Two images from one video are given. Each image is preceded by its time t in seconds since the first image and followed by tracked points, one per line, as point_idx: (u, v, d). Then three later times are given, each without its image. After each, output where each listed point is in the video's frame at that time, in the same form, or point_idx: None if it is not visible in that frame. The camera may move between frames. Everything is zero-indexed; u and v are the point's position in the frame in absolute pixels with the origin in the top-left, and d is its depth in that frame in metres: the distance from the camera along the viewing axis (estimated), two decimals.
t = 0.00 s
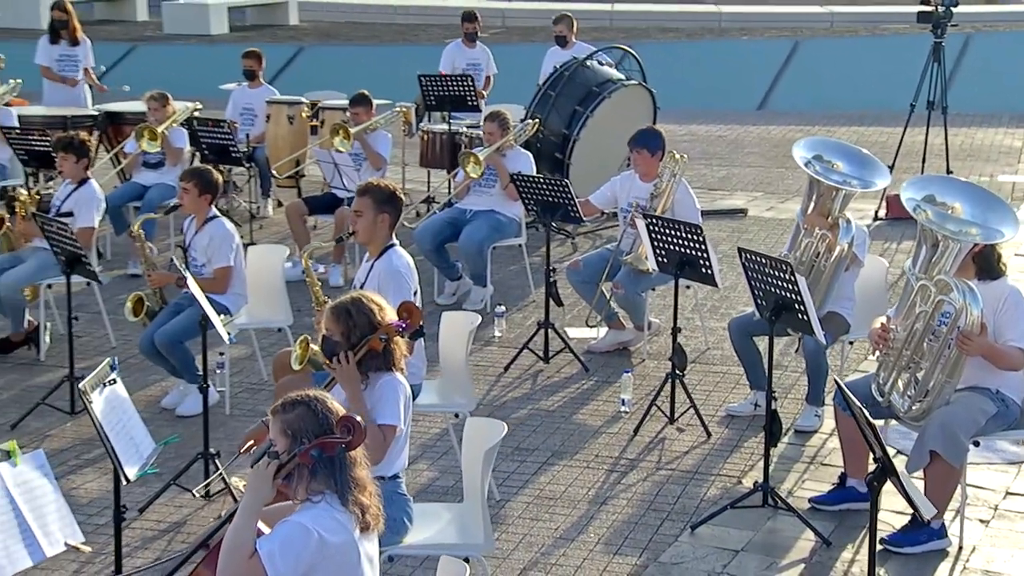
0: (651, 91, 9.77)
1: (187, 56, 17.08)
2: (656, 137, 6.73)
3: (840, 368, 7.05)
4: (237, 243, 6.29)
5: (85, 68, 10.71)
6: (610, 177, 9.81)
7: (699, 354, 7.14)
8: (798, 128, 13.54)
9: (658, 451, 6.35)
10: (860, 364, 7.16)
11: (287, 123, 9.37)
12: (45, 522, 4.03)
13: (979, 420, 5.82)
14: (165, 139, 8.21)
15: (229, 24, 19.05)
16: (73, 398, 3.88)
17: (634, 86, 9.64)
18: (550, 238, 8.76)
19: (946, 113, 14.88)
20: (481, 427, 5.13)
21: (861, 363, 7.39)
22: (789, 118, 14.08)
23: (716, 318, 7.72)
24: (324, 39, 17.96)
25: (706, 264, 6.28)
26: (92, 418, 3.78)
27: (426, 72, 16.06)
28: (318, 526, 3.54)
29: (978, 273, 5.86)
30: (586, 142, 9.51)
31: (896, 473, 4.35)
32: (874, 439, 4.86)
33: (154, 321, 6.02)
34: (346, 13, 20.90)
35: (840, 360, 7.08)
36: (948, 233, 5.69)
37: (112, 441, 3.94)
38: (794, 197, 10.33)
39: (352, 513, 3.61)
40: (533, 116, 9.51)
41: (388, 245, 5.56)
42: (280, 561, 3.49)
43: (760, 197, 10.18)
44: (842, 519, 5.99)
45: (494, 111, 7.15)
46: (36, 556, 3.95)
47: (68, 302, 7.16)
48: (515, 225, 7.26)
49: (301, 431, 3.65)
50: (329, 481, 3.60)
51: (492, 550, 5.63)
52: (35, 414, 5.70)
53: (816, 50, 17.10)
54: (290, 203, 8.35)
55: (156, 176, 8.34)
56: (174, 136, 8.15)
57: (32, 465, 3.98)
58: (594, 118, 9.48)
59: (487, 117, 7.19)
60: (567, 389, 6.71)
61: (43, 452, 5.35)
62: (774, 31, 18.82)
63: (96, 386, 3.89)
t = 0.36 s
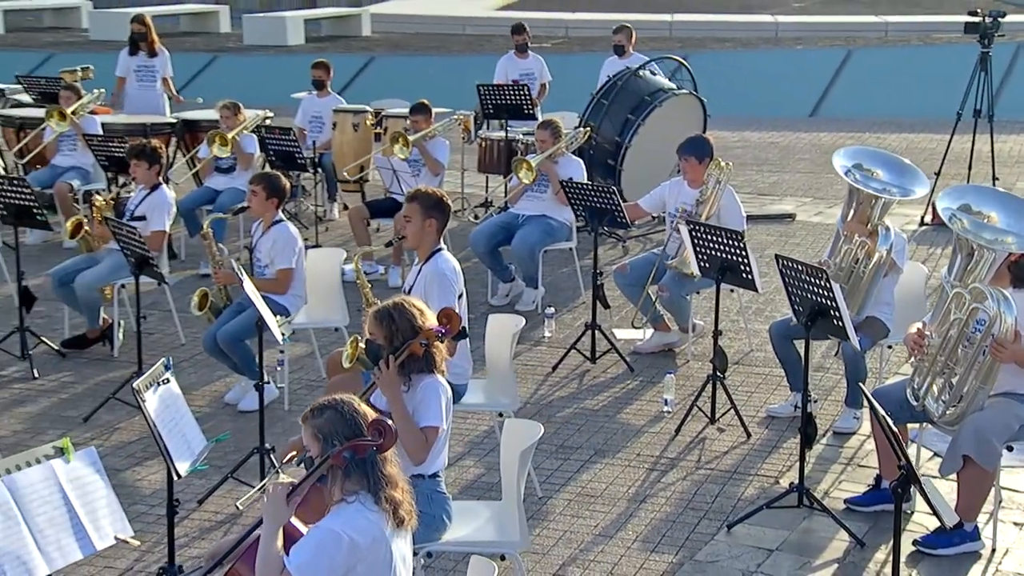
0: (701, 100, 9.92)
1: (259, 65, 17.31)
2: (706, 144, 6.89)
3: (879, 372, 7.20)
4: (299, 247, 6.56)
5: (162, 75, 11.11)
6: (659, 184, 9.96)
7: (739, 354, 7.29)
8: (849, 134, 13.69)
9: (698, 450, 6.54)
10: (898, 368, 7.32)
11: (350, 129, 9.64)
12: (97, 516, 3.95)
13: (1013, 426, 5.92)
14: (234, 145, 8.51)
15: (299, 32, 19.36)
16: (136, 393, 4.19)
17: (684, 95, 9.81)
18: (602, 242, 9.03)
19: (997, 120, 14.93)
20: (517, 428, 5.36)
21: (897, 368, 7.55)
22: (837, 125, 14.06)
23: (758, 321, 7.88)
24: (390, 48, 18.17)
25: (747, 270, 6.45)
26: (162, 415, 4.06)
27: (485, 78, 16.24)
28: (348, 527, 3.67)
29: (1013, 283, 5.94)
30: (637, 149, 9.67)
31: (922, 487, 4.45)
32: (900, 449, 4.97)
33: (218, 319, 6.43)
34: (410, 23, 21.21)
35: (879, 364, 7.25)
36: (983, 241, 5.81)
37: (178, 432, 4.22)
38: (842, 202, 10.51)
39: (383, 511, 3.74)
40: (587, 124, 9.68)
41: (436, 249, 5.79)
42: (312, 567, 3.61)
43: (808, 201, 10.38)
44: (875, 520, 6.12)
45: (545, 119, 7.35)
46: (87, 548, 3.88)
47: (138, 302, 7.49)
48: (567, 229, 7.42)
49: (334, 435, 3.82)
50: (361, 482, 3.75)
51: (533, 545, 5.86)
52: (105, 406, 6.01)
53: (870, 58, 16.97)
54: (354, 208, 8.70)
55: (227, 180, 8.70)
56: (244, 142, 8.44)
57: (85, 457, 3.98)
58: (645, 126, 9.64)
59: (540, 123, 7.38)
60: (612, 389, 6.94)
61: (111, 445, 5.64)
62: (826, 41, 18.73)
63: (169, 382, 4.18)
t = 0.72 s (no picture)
0: (744, 108, 10.08)
1: (330, 80, 17.62)
2: (745, 150, 7.01)
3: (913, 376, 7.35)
4: (354, 251, 6.71)
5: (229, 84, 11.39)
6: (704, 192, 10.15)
7: (776, 359, 7.45)
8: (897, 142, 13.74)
9: (732, 451, 6.74)
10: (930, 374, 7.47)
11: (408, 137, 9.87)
12: (139, 512, 4.12)
13: None
14: (296, 152, 8.92)
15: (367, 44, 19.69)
16: (190, 391, 4.58)
17: (729, 103, 10.01)
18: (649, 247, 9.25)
19: None
20: (549, 430, 5.59)
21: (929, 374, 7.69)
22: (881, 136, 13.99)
23: (797, 327, 8.03)
24: (452, 58, 18.42)
25: (781, 276, 6.61)
26: (214, 419, 4.32)
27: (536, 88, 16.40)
28: (372, 527, 3.84)
29: None
30: (682, 156, 9.86)
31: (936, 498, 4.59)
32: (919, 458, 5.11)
33: (274, 319, 6.75)
34: (472, 33, 21.42)
35: (912, 369, 7.40)
36: (1012, 252, 5.88)
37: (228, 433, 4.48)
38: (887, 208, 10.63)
39: (406, 513, 3.91)
40: (634, 131, 9.90)
41: (475, 253, 6.03)
42: (335, 567, 3.80)
43: (853, 207, 10.51)
44: (905, 523, 6.25)
45: (592, 127, 7.51)
46: (129, 543, 4.05)
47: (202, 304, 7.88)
48: (611, 235, 7.55)
49: (364, 437, 4.00)
50: (386, 484, 3.92)
51: (568, 541, 6.09)
52: (167, 402, 6.39)
53: (919, 66, 16.83)
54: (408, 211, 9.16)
55: (289, 184, 9.08)
56: (306, 149, 8.85)
57: (130, 455, 4.14)
58: (691, 133, 9.84)
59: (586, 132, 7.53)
60: (651, 390, 7.16)
61: (169, 440, 6.02)
62: (877, 50, 18.67)
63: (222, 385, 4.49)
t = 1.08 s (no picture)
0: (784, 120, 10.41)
1: (393, 88, 17.99)
2: (783, 159, 7.16)
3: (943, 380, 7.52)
4: (402, 258, 6.91)
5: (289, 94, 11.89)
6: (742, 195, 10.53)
7: (808, 365, 7.62)
8: (943, 151, 13.87)
9: (763, 451, 6.93)
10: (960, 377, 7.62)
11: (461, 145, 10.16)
12: (174, 508, 4.48)
13: None
14: (352, 160, 9.29)
15: (427, 55, 20.05)
16: (233, 390, 4.95)
17: (768, 112, 10.33)
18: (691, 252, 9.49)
19: None
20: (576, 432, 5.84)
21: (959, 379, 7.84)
22: (921, 148, 14.05)
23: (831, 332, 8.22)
24: (508, 68, 18.71)
25: (812, 282, 6.78)
26: (256, 423, 4.63)
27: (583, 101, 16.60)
28: (391, 528, 4.06)
29: None
30: (723, 164, 10.24)
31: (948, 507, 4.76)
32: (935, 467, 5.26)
33: (323, 321, 6.98)
34: (532, 43, 21.74)
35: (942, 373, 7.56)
36: None
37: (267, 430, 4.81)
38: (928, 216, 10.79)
39: (426, 515, 4.12)
40: (678, 140, 10.24)
41: (507, 258, 6.38)
42: (354, 565, 4.01)
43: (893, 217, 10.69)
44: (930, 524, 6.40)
45: (634, 136, 7.67)
46: (165, 537, 4.40)
47: (259, 305, 8.26)
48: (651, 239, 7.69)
49: (387, 441, 4.22)
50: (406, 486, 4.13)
51: (598, 537, 6.34)
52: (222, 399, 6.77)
53: (961, 77, 16.93)
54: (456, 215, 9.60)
55: (346, 191, 9.48)
56: (360, 156, 9.22)
57: (166, 455, 4.51)
58: (731, 142, 10.19)
59: (628, 140, 7.69)
60: (686, 391, 7.38)
61: (222, 434, 6.40)
62: (925, 60, 18.86)
63: (261, 386, 4.85)
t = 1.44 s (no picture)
0: (824, 129, 10.55)
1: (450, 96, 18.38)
2: (819, 168, 7.23)
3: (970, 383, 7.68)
4: (447, 264, 7.16)
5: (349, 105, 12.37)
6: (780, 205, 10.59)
7: (837, 368, 7.79)
8: (979, 158, 14.14)
9: (792, 453, 7.12)
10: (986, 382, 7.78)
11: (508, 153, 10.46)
12: (211, 506, 4.84)
13: None
14: (403, 166, 9.71)
15: (484, 65, 20.45)
16: (271, 391, 5.27)
17: (807, 121, 10.44)
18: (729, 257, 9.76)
19: None
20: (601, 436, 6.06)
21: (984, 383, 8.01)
22: (946, 156, 14.37)
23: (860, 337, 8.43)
24: (561, 77, 19.07)
25: (840, 288, 6.95)
26: (291, 425, 4.94)
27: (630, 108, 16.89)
28: (407, 529, 4.09)
29: None
30: (762, 172, 10.30)
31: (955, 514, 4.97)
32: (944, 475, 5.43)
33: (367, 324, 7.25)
34: (586, 52, 22.11)
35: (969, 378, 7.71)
36: None
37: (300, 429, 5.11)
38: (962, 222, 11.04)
39: (444, 516, 4.15)
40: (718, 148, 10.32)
41: (538, 264, 6.72)
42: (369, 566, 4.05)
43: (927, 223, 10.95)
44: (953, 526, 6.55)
45: (672, 145, 7.91)
46: (201, 533, 4.76)
47: (313, 305, 8.66)
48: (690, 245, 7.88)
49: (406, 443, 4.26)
50: (425, 488, 4.17)
51: (627, 536, 6.55)
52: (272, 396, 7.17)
53: (1005, 84, 17.57)
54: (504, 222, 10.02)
55: (398, 196, 9.88)
56: (411, 163, 9.62)
57: (202, 454, 4.89)
58: (770, 150, 10.27)
59: (668, 149, 7.92)
60: (718, 392, 7.57)
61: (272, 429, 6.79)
62: (966, 69, 19.28)
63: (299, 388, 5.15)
